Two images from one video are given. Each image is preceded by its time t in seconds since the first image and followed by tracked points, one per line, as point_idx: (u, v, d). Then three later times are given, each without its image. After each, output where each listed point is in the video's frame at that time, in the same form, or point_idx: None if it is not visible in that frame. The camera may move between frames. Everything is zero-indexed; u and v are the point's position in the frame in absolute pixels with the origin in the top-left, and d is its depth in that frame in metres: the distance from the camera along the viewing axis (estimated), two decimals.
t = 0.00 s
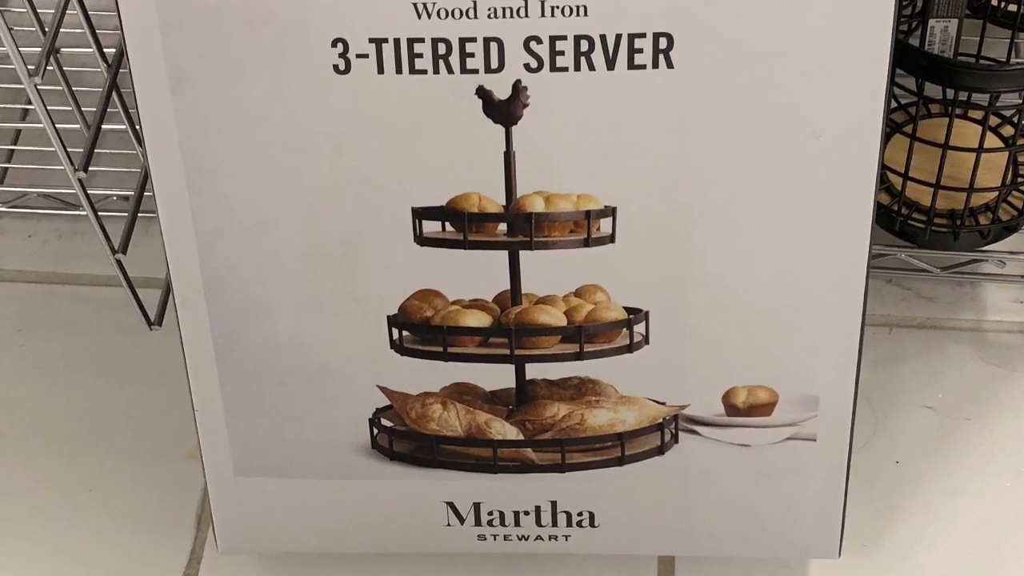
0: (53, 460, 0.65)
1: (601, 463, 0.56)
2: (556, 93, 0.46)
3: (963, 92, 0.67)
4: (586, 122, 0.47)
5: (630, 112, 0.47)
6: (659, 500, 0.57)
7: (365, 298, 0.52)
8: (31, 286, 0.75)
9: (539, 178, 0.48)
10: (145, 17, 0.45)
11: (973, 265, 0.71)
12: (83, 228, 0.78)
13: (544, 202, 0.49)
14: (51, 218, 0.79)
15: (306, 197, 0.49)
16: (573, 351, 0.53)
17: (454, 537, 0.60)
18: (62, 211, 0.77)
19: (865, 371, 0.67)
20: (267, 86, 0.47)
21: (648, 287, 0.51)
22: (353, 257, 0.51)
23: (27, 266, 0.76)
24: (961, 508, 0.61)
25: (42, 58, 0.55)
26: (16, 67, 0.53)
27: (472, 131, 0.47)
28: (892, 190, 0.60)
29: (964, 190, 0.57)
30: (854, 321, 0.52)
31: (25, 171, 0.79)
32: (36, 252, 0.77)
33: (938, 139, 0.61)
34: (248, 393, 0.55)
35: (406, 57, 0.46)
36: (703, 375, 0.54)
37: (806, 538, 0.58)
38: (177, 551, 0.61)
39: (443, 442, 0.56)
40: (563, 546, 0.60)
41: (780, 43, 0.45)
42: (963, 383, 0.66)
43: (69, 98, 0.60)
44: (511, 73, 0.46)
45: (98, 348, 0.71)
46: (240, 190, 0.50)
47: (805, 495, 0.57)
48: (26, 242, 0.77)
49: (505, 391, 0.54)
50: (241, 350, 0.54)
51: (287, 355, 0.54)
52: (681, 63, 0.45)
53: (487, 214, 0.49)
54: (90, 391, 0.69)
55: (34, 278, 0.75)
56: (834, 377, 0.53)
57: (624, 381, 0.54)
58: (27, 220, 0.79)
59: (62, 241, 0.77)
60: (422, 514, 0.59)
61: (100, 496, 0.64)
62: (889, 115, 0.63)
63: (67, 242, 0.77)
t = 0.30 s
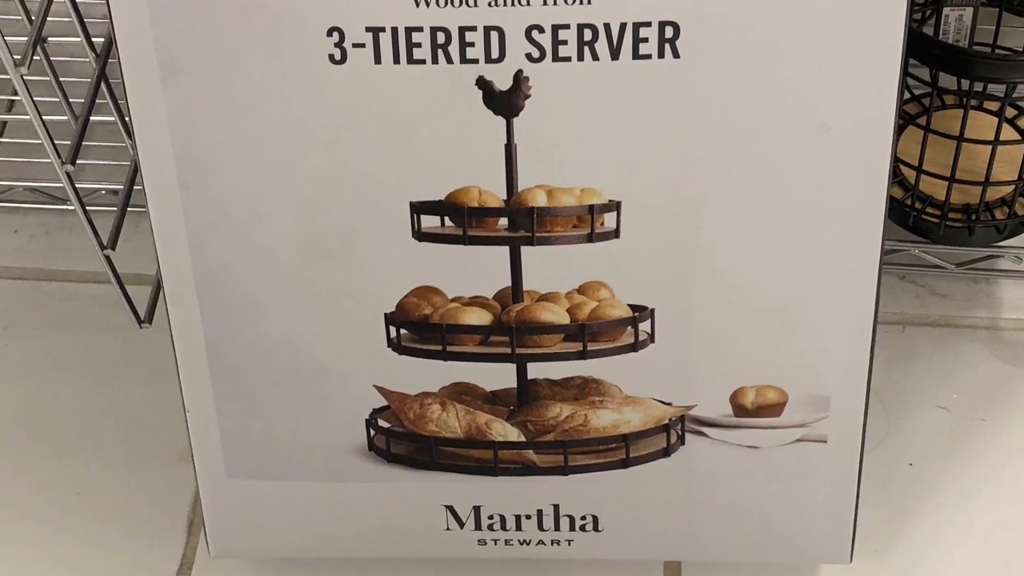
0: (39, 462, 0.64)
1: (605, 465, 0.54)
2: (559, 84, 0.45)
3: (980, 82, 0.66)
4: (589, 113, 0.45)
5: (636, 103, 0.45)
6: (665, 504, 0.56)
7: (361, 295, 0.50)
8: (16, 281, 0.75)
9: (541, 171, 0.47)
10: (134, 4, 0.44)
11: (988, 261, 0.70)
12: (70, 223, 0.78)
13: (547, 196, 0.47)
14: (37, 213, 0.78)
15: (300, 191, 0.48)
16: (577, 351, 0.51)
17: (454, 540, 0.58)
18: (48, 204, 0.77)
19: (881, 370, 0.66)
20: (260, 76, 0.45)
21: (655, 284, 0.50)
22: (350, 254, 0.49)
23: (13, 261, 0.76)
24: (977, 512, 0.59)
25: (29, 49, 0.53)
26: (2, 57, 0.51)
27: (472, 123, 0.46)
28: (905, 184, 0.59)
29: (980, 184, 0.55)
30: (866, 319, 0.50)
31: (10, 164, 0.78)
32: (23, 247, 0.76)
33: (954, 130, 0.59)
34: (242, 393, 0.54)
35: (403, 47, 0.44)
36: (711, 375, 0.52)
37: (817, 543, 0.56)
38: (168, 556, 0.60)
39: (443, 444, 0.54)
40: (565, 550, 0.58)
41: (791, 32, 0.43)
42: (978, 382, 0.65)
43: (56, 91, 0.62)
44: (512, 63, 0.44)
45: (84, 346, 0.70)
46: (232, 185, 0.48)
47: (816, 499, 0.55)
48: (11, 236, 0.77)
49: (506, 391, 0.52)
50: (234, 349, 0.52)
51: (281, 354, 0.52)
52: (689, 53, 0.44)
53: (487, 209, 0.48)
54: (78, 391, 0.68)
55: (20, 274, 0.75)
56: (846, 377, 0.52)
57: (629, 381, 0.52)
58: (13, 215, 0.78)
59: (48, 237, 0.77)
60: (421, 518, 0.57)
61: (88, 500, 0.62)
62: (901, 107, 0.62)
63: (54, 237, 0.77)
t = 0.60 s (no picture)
0: (26, 463, 0.62)
1: (609, 467, 0.53)
2: (562, 74, 0.43)
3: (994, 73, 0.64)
4: (593, 105, 0.44)
5: (642, 94, 0.43)
6: (671, 507, 0.54)
7: (358, 292, 0.49)
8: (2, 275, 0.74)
9: (544, 164, 0.45)
10: None
11: (1005, 257, 0.69)
12: (58, 218, 0.77)
13: (549, 190, 0.46)
14: (24, 207, 0.78)
15: (295, 185, 0.46)
16: (580, 349, 0.49)
17: (454, 545, 0.57)
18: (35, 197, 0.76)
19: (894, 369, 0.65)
20: (253, 67, 0.43)
21: (661, 282, 0.48)
22: (346, 250, 0.48)
23: None
24: (992, 515, 0.58)
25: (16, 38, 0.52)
26: None
27: (472, 115, 0.44)
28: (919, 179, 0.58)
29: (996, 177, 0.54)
30: (879, 318, 0.48)
31: None
32: (10, 241, 0.76)
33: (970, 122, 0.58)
34: (235, 394, 0.52)
35: (401, 36, 0.42)
36: (718, 376, 0.50)
37: (827, 547, 0.55)
38: (158, 561, 0.58)
39: (443, 445, 0.53)
40: (568, 555, 0.57)
41: (803, 21, 0.42)
42: (995, 382, 0.64)
43: (44, 79, 0.66)
44: (513, 53, 0.43)
45: (72, 344, 0.69)
46: (225, 178, 0.46)
47: (827, 502, 0.53)
48: None
49: (506, 391, 0.51)
50: (227, 349, 0.51)
51: (275, 353, 0.51)
52: (697, 42, 0.42)
53: (487, 203, 0.46)
54: (66, 391, 0.66)
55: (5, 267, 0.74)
56: (858, 377, 0.50)
57: (634, 382, 0.50)
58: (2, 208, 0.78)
59: (36, 232, 0.76)
60: (420, 521, 0.56)
61: (76, 502, 0.60)
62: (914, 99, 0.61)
63: (41, 232, 0.76)
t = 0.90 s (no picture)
0: (13, 466, 0.61)
1: (613, 470, 0.51)
2: (564, 65, 0.42)
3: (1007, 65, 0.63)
4: (598, 96, 0.42)
5: (648, 85, 0.42)
6: (677, 511, 0.53)
7: (355, 290, 0.47)
8: None
9: (546, 157, 0.44)
10: None
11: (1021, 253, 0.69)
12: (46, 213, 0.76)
13: (551, 183, 0.44)
14: (11, 202, 0.77)
15: (289, 179, 0.45)
16: (583, 348, 0.48)
17: (454, 549, 0.55)
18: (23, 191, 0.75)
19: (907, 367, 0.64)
20: (247, 57, 0.42)
21: (668, 279, 0.46)
22: (342, 246, 0.46)
23: None
24: (1009, 518, 0.56)
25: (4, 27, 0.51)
26: None
27: (472, 107, 0.43)
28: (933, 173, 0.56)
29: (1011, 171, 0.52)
30: (893, 316, 0.47)
31: None
32: None
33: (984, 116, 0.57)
34: (228, 394, 0.51)
35: (398, 25, 0.41)
36: (726, 376, 0.49)
37: (838, 552, 0.53)
38: (149, 566, 0.57)
39: (442, 447, 0.51)
40: (570, 560, 0.55)
41: (815, 9, 0.40)
42: (1010, 382, 0.63)
43: (31, 69, 0.64)
44: (514, 43, 0.41)
45: (61, 344, 0.68)
46: (217, 173, 0.45)
47: (838, 506, 0.52)
48: None
49: (507, 391, 0.49)
50: (220, 348, 0.49)
51: (269, 353, 0.49)
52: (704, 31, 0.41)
53: (487, 197, 0.45)
54: (54, 391, 0.65)
55: None
56: (870, 378, 0.49)
57: (639, 382, 0.49)
58: None
59: (23, 227, 0.75)
60: (420, 526, 0.54)
61: (64, 505, 0.59)
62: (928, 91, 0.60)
63: (28, 227, 0.75)
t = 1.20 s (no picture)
0: None
1: (616, 472, 0.50)
2: (567, 55, 0.40)
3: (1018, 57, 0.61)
4: (602, 87, 0.41)
5: (654, 76, 0.40)
6: (683, 514, 0.51)
7: (351, 287, 0.46)
8: None
9: (548, 150, 0.42)
10: None
11: None
12: (32, 208, 0.76)
13: (553, 177, 0.43)
14: None
15: (283, 173, 0.43)
16: (585, 347, 0.46)
17: (454, 554, 0.54)
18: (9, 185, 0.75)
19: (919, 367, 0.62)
20: (239, 47, 0.40)
21: (675, 276, 0.45)
22: (339, 243, 0.45)
23: None
24: None
25: None
26: None
27: (473, 99, 0.41)
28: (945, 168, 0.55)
29: None
30: (907, 315, 0.45)
31: None
32: None
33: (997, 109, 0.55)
34: (222, 394, 0.49)
35: (395, 15, 0.39)
36: (734, 376, 0.47)
37: (849, 556, 0.52)
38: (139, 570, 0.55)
39: (441, 449, 0.50)
40: (573, 565, 0.54)
41: None
42: None
43: (18, 60, 0.62)
44: (515, 33, 0.40)
45: (50, 342, 0.67)
46: (209, 167, 0.43)
47: (850, 509, 0.50)
48: None
49: (507, 391, 0.48)
50: (212, 347, 0.48)
51: (264, 352, 0.48)
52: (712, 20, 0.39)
53: (488, 191, 0.43)
54: (43, 391, 0.64)
55: None
56: (883, 378, 0.47)
57: (644, 382, 0.48)
58: None
59: (9, 223, 0.75)
60: (418, 529, 0.53)
61: (53, 508, 0.58)
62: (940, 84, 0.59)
63: (15, 223, 0.75)
